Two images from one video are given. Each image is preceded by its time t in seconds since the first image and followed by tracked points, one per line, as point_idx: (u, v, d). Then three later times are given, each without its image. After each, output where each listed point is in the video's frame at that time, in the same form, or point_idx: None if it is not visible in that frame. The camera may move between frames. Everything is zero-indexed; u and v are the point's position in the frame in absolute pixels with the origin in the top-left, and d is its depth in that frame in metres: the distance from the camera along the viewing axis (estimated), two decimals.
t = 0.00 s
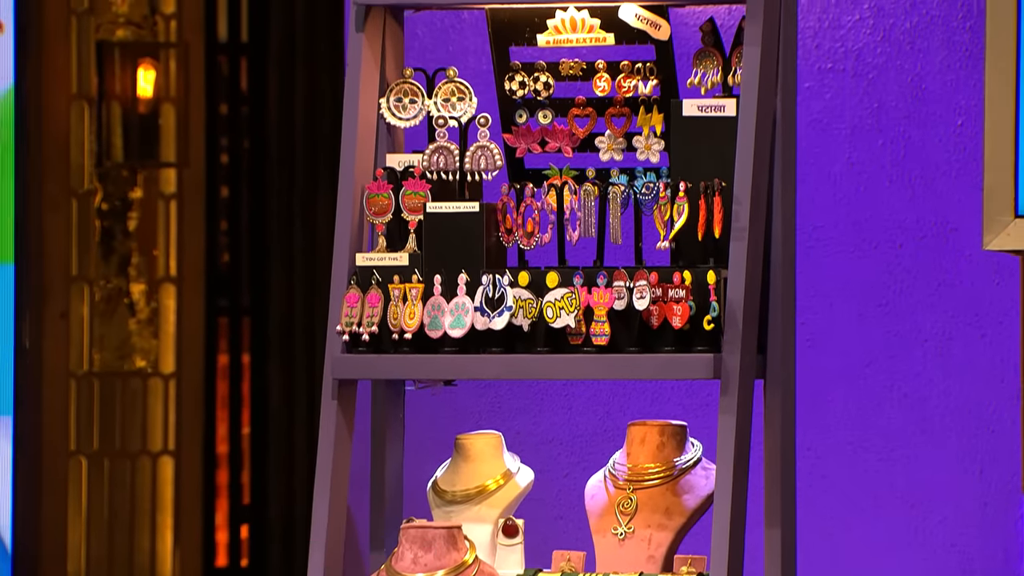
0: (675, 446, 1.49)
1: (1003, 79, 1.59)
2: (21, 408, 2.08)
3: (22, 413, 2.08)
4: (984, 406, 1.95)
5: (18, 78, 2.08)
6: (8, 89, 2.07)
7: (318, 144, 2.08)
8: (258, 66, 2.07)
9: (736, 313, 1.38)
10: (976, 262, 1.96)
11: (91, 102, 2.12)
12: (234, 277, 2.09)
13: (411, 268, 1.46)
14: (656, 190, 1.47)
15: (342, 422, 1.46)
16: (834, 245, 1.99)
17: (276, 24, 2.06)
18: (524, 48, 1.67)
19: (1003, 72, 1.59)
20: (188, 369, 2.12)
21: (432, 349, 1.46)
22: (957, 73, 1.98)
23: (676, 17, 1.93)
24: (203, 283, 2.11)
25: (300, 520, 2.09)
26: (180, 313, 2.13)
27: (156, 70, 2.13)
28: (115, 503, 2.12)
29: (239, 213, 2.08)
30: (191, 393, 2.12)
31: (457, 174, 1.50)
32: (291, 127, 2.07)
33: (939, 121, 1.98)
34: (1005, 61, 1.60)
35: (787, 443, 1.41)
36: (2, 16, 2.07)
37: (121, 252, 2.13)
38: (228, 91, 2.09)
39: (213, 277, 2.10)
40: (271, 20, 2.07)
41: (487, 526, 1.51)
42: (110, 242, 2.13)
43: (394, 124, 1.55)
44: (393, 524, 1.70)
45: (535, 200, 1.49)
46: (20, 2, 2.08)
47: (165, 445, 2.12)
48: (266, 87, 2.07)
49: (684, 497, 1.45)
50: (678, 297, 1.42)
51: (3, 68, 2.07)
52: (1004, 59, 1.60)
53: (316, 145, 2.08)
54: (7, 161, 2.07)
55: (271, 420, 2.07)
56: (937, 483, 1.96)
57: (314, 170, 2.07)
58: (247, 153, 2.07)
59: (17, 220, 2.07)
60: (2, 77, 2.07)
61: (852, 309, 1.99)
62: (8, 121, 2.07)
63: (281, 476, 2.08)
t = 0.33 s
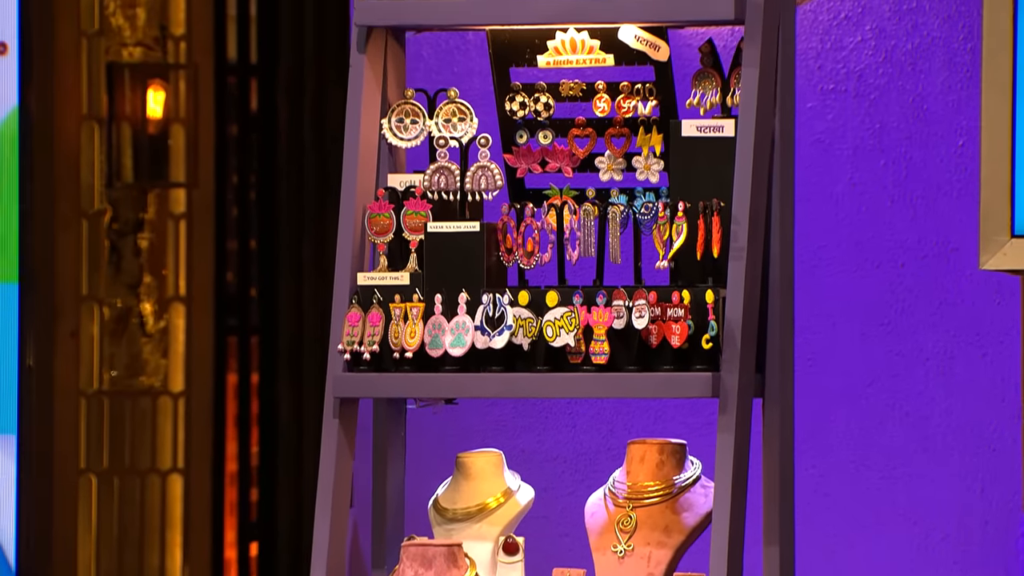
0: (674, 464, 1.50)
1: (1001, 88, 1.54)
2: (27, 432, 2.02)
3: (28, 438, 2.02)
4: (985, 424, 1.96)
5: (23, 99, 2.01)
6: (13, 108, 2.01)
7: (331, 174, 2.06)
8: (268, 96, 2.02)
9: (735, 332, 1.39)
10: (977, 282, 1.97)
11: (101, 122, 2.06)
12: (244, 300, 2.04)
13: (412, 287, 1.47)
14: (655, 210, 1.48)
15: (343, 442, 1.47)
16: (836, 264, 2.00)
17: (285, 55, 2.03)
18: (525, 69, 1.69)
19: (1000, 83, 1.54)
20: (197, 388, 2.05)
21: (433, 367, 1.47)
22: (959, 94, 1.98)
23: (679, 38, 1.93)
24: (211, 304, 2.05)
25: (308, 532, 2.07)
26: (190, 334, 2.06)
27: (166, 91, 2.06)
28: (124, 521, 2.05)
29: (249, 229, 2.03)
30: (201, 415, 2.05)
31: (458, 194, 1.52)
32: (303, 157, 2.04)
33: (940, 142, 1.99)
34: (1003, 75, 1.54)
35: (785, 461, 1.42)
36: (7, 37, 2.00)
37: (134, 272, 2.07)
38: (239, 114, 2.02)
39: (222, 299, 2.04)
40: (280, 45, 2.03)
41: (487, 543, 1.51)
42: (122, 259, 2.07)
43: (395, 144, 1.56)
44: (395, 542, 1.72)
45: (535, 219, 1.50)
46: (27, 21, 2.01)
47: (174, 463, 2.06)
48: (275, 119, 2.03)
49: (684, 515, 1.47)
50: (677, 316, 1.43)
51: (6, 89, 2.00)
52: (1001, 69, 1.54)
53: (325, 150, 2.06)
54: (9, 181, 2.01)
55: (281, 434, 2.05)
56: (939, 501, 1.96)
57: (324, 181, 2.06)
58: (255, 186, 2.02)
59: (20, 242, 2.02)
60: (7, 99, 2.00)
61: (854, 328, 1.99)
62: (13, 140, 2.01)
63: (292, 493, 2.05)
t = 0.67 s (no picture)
0: (674, 482, 1.51)
1: (998, 112, 1.59)
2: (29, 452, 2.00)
3: (31, 457, 2.00)
4: (987, 443, 1.96)
5: (29, 118, 2.00)
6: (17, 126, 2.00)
7: (337, 198, 2.04)
8: (278, 114, 2.02)
9: (734, 351, 1.40)
10: (978, 301, 1.97)
11: (111, 143, 2.04)
12: (254, 320, 2.02)
13: (415, 306, 1.49)
14: (655, 230, 1.49)
15: (344, 460, 1.48)
16: (839, 284, 2.00)
17: (294, 71, 2.01)
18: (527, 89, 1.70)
19: (997, 107, 1.58)
20: (208, 406, 2.05)
21: (434, 386, 1.48)
22: (961, 115, 1.99)
23: (681, 58, 1.94)
24: (221, 323, 2.04)
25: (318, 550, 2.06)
26: (200, 354, 2.05)
27: (176, 111, 2.05)
28: (134, 538, 2.05)
29: (259, 245, 2.02)
30: (210, 433, 2.05)
31: (460, 214, 1.53)
32: (312, 181, 2.03)
33: (942, 162, 1.99)
34: (1000, 98, 1.59)
35: (785, 479, 1.43)
36: (12, 57, 2.00)
37: (146, 298, 2.06)
38: (248, 133, 2.02)
39: (231, 318, 2.03)
40: (289, 64, 2.02)
41: (488, 561, 1.52)
42: (135, 282, 2.05)
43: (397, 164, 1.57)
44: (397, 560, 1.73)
45: (536, 239, 1.51)
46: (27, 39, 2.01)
47: (184, 480, 2.05)
48: (284, 141, 2.02)
49: (683, 533, 1.48)
50: (677, 335, 1.44)
51: (12, 110, 2.00)
52: (999, 91, 1.59)
53: (334, 171, 2.04)
54: (16, 202, 2.00)
55: (289, 451, 2.03)
56: (942, 520, 1.97)
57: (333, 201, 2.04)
58: (264, 209, 2.02)
59: (24, 260, 2.01)
60: (11, 120, 2.00)
61: (857, 347, 1.99)
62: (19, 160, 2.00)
63: (301, 515, 2.04)
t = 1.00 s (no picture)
0: (674, 500, 1.52)
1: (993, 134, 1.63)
2: (38, 470, 2.02)
3: (41, 475, 2.02)
4: (989, 461, 1.97)
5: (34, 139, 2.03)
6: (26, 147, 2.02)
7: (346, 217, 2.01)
8: (288, 133, 1.99)
9: (733, 370, 1.41)
10: (979, 319, 1.98)
11: (122, 164, 2.05)
12: (264, 338, 2.01)
13: (415, 324, 1.50)
14: (653, 249, 1.50)
15: (345, 478, 1.49)
16: (841, 304, 2.01)
17: (303, 91, 1.98)
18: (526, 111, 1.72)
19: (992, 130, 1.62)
20: (217, 425, 2.03)
21: (434, 406, 1.49)
22: (962, 136, 2.00)
23: (684, 79, 1.96)
24: (230, 342, 2.02)
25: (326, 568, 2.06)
26: (210, 371, 2.04)
27: (185, 132, 2.04)
28: (144, 556, 2.04)
29: (268, 267, 2.00)
30: (219, 452, 2.03)
31: (460, 233, 1.54)
32: (321, 201, 2.00)
33: (944, 183, 2.00)
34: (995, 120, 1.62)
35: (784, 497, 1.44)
36: (17, 79, 2.02)
37: (158, 319, 2.05)
38: (257, 153, 2.00)
39: (241, 337, 2.01)
40: (298, 84, 1.98)
41: None
42: (149, 303, 2.05)
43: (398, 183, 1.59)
44: None
45: (535, 258, 1.53)
46: (32, 62, 2.02)
47: (193, 499, 2.05)
48: (292, 158, 1.99)
49: (682, 551, 1.49)
50: (675, 354, 1.45)
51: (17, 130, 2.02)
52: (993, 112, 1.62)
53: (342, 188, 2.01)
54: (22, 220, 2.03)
55: (297, 469, 2.00)
56: (944, 538, 1.97)
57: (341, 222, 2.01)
58: (274, 229, 2.00)
59: (32, 279, 2.02)
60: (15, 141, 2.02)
61: (859, 366, 2.00)
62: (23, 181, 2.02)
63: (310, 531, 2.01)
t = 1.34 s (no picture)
0: (673, 518, 1.53)
1: (989, 150, 1.87)
2: (48, 491, 2.03)
3: (52, 495, 2.03)
4: (990, 479, 1.98)
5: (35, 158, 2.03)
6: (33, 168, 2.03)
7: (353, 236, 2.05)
8: (297, 151, 2.00)
9: (730, 389, 1.42)
10: (980, 338, 1.99)
11: (133, 183, 2.05)
12: (274, 356, 2.01)
13: (415, 343, 1.51)
14: (652, 268, 1.51)
15: (346, 495, 1.50)
16: (844, 323, 2.01)
17: (313, 114, 2.01)
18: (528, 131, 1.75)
19: (989, 147, 1.87)
20: (226, 444, 2.03)
21: (434, 424, 1.49)
22: (963, 156, 2.01)
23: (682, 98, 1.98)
24: (240, 360, 2.02)
25: None
26: (220, 391, 2.03)
27: (195, 152, 2.04)
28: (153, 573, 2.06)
29: (279, 287, 2.01)
30: (229, 469, 2.03)
31: (461, 252, 1.56)
32: (329, 221, 2.03)
33: (945, 203, 2.00)
34: (991, 145, 1.87)
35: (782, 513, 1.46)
36: (19, 99, 2.03)
37: (169, 336, 2.05)
38: (269, 173, 2.01)
39: (251, 356, 2.01)
40: (308, 106, 2.00)
41: None
42: (158, 322, 2.05)
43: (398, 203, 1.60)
44: None
45: (535, 277, 1.53)
46: (38, 83, 2.03)
47: (203, 517, 2.05)
48: (303, 179, 2.00)
49: (681, 568, 1.50)
50: (673, 372, 1.46)
51: (19, 150, 2.03)
52: (991, 133, 1.87)
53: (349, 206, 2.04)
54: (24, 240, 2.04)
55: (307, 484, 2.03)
56: (946, 555, 1.99)
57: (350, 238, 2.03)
58: (284, 248, 2.01)
59: (43, 300, 2.03)
60: (17, 161, 2.03)
61: (861, 385, 2.00)
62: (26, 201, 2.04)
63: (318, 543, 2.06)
